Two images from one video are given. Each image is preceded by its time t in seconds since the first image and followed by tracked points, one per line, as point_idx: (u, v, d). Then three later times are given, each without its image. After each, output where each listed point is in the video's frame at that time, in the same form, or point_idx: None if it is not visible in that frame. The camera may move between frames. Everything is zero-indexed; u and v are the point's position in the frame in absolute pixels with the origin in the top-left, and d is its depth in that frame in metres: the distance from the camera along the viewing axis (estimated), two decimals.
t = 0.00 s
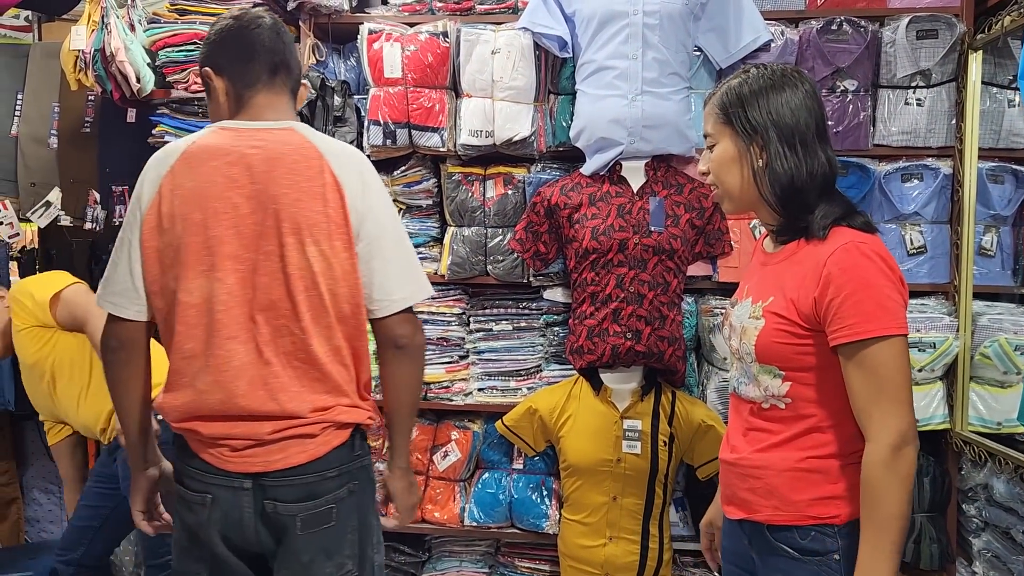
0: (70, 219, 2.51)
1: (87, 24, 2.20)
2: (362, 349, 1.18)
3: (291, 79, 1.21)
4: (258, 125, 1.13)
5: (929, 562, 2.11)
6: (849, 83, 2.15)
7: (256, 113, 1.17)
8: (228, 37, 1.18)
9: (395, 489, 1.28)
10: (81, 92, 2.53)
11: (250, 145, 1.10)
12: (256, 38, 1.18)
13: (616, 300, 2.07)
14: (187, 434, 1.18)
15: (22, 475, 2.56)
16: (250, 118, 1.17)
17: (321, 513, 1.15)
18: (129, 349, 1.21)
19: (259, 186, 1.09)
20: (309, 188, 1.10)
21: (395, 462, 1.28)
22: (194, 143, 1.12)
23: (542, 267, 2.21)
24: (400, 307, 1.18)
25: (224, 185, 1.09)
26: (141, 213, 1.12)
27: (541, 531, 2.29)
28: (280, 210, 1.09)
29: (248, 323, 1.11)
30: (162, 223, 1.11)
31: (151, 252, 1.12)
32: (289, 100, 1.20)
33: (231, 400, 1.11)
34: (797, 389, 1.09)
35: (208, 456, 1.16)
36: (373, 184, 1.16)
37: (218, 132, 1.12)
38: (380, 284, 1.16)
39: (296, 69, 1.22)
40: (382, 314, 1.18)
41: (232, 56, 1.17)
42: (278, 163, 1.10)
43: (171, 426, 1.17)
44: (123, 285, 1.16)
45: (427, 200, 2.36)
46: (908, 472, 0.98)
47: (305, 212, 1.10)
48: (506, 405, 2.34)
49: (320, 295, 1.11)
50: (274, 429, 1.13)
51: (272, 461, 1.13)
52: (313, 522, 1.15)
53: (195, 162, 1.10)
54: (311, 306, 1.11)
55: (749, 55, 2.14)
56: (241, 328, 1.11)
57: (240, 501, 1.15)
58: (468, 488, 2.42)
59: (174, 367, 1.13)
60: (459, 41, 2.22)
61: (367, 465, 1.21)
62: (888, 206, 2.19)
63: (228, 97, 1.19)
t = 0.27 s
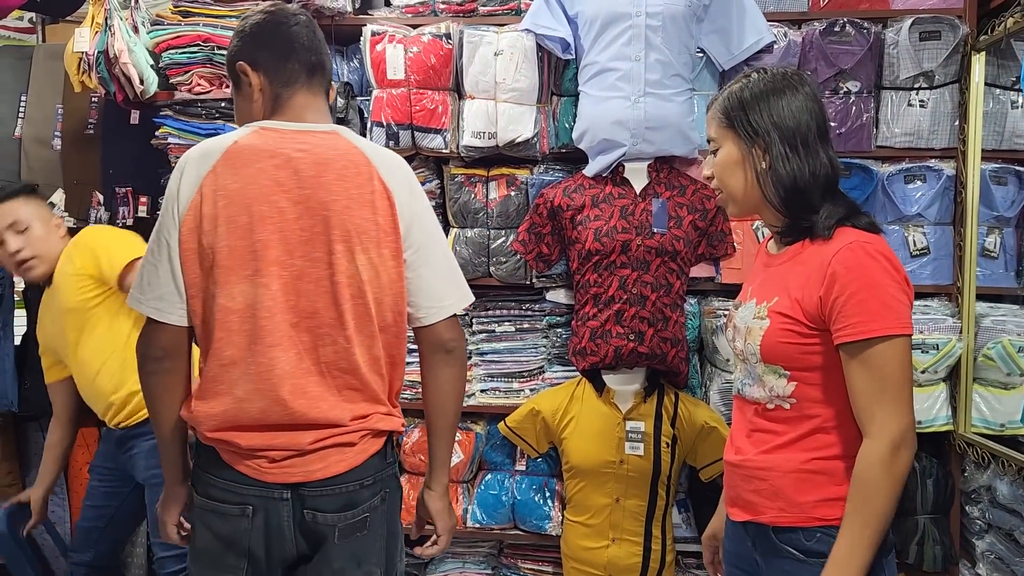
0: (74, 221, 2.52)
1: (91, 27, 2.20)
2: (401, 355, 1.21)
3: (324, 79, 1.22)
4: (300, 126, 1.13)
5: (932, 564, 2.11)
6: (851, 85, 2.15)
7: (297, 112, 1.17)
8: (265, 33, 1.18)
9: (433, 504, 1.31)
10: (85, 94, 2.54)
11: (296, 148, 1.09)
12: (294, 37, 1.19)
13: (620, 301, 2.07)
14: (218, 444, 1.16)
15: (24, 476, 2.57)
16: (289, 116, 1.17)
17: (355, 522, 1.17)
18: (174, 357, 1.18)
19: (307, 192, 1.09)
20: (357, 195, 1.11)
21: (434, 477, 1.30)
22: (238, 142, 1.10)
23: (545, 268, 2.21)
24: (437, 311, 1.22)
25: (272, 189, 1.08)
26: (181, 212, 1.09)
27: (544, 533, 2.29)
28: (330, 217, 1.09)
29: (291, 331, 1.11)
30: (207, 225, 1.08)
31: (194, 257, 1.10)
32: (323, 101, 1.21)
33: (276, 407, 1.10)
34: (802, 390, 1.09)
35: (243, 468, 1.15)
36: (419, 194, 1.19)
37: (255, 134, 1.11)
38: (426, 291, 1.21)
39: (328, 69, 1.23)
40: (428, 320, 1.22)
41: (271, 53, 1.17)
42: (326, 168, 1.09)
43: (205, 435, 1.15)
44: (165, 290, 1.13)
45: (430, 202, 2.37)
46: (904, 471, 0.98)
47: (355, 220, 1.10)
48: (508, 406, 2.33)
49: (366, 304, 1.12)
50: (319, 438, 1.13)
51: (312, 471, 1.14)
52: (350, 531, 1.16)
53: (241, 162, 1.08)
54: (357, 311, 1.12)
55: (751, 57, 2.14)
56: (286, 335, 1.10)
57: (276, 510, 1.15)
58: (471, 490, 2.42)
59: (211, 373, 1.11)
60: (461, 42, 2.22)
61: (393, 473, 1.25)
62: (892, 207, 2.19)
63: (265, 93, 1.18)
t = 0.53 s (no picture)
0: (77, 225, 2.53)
1: (94, 32, 2.19)
2: (405, 366, 1.22)
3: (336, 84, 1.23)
4: (311, 134, 1.14)
5: (933, 569, 2.10)
6: (852, 90, 2.15)
7: (312, 114, 1.18)
8: (285, 35, 1.19)
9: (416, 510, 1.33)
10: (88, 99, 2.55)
11: (307, 156, 1.10)
12: (312, 41, 1.21)
13: (621, 305, 2.07)
14: (221, 451, 1.16)
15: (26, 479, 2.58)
16: (304, 118, 1.18)
17: (360, 532, 1.17)
18: (171, 363, 1.19)
19: (316, 202, 1.09)
20: (367, 205, 1.12)
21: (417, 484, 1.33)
22: (247, 148, 1.11)
23: (546, 273, 2.22)
24: (444, 322, 1.24)
25: (281, 198, 1.09)
26: (186, 219, 1.09)
27: (545, 537, 2.30)
28: (338, 228, 1.10)
29: (297, 342, 1.11)
30: (211, 232, 1.08)
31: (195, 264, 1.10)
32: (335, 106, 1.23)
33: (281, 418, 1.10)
34: (806, 396, 1.09)
35: (246, 475, 1.15)
36: (426, 207, 1.20)
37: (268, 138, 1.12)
38: (433, 304, 1.22)
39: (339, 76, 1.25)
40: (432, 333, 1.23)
41: (290, 54, 1.19)
42: (335, 178, 1.10)
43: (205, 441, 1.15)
44: (167, 297, 1.14)
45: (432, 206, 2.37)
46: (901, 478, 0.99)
47: (366, 233, 1.11)
48: (509, 410, 2.33)
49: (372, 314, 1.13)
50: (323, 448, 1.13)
51: (316, 480, 1.14)
52: (355, 541, 1.17)
53: (252, 169, 1.09)
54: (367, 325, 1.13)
55: (751, 61, 2.14)
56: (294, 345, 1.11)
57: (279, 519, 1.15)
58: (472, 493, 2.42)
59: (218, 382, 1.11)
60: (463, 47, 2.23)
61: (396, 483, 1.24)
62: (892, 212, 2.19)
63: (280, 93, 1.19)
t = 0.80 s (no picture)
0: (80, 230, 2.54)
1: (99, 38, 2.22)
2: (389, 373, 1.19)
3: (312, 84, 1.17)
4: (292, 138, 1.10)
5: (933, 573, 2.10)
6: (852, 96, 2.16)
7: (293, 119, 1.13)
8: (254, 34, 1.11)
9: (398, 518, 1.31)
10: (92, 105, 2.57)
11: (290, 162, 1.06)
12: (284, 41, 1.13)
13: (623, 310, 2.08)
14: (205, 463, 1.12)
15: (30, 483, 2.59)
16: (282, 125, 1.12)
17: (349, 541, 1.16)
18: (148, 377, 1.11)
19: (300, 211, 1.06)
20: (351, 215, 1.08)
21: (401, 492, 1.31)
22: (225, 154, 1.06)
23: (547, 278, 2.24)
24: (430, 329, 1.22)
25: (264, 207, 1.05)
26: (164, 229, 1.04)
27: (547, 542, 2.31)
28: (323, 238, 1.06)
29: (284, 353, 1.08)
30: (194, 242, 1.03)
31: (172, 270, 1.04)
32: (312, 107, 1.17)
33: (268, 430, 1.07)
34: (808, 406, 1.10)
35: (229, 486, 1.11)
36: (410, 213, 1.17)
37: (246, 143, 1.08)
38: (417, 312, 1.20)
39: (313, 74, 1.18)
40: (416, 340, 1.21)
41: (263, 55, 1.11)
42: (319, 187, 1.07)
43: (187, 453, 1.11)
44: (145, 309, 1.06)
45: (433, 211, 2.38)
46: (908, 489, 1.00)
47: (353, 242, 1.08)
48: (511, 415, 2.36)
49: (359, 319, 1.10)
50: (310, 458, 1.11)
51: (303, 490, 1.12)
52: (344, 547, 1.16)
53: (234, 178, 1.05)
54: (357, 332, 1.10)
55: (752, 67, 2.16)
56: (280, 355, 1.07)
57: (265, 531, 1.12)
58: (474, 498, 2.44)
59: (202, 397, 1.07)
60: (464, 54, 2.24)
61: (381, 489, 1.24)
62: (892, 217, 2.20)
63: (254, 98, 1.12)
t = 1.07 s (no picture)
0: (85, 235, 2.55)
1: (103, 46, 2.22)
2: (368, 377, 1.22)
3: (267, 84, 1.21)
4: (259, 139, 1.14)
5: None
6: (851, 102, 2.17)
7: (255, 121, 1.17)
8: (204, 43, 1.15)
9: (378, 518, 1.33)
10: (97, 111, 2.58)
11: (259, 164, 1.09)
12: (233, 44, 1.17)
13: (625, 315, 2.09)
14: (178, 480, 1.13)
15: (34, 487, 2.60)
16: (246, 124, 1.16)
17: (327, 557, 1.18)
18: (118, 396, 1.12)
19: (275, 211, 1.08)
20: (326, 213, 1.10)
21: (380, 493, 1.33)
22: (191, 158, 1.08)
23: (549, 284, 2.24)
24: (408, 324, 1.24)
25: (236, 210, 1.06)
26: (133, 239, 1.04)
27: (549, 546, 2.31)
28: (299, 237, 1.08)
29: (261, 361, 1.09)
30: (164, 250, 1.04)
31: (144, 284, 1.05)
32: (272, 107, 1.21)
33: (242, 443, 1.09)
34: (812, 417, 1.11)
35: (203, 503, 1.12)
36: (385, 214, 1.20)
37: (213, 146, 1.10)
38: (394, 311, 1.22)
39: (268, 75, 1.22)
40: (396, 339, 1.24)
41: (214, 61, 1.15)
42: (292, 187, 1.09)
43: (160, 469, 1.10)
44: (112, 325, 1.06)
45: (435, 217, 2.40)
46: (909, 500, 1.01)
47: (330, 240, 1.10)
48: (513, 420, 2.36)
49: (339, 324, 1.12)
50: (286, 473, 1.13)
51: (279, 506, 1.13)
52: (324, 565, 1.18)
53: (202, 182, 1.06)
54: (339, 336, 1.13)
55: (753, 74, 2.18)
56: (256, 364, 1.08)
57: (241, 548, 1.13)
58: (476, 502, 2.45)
59: (172, 408, 1.07)
60: (467, 60, 2.25)
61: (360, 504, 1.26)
62: (892, 223, 2.21)
63: (212, 104, 1.16)
